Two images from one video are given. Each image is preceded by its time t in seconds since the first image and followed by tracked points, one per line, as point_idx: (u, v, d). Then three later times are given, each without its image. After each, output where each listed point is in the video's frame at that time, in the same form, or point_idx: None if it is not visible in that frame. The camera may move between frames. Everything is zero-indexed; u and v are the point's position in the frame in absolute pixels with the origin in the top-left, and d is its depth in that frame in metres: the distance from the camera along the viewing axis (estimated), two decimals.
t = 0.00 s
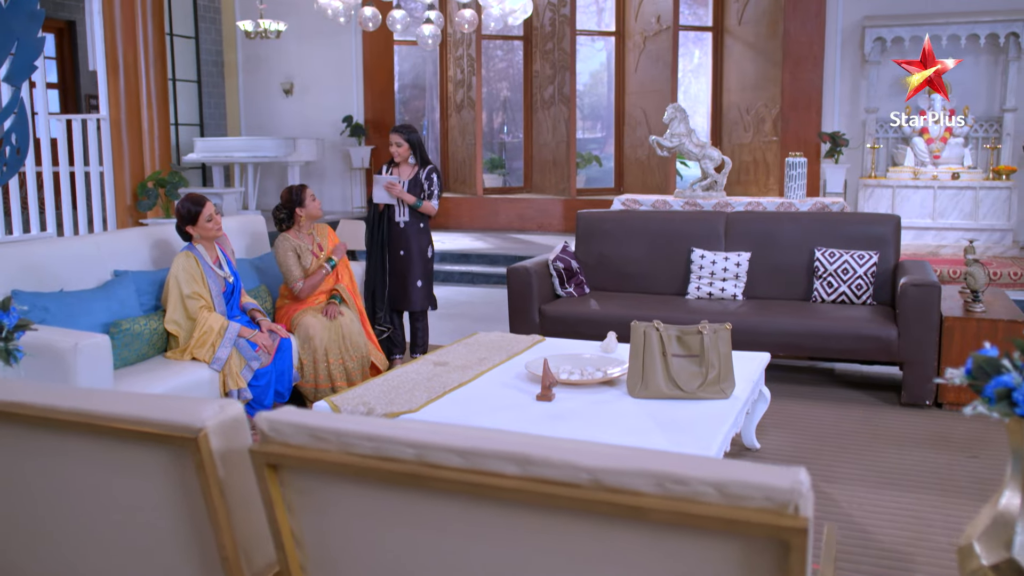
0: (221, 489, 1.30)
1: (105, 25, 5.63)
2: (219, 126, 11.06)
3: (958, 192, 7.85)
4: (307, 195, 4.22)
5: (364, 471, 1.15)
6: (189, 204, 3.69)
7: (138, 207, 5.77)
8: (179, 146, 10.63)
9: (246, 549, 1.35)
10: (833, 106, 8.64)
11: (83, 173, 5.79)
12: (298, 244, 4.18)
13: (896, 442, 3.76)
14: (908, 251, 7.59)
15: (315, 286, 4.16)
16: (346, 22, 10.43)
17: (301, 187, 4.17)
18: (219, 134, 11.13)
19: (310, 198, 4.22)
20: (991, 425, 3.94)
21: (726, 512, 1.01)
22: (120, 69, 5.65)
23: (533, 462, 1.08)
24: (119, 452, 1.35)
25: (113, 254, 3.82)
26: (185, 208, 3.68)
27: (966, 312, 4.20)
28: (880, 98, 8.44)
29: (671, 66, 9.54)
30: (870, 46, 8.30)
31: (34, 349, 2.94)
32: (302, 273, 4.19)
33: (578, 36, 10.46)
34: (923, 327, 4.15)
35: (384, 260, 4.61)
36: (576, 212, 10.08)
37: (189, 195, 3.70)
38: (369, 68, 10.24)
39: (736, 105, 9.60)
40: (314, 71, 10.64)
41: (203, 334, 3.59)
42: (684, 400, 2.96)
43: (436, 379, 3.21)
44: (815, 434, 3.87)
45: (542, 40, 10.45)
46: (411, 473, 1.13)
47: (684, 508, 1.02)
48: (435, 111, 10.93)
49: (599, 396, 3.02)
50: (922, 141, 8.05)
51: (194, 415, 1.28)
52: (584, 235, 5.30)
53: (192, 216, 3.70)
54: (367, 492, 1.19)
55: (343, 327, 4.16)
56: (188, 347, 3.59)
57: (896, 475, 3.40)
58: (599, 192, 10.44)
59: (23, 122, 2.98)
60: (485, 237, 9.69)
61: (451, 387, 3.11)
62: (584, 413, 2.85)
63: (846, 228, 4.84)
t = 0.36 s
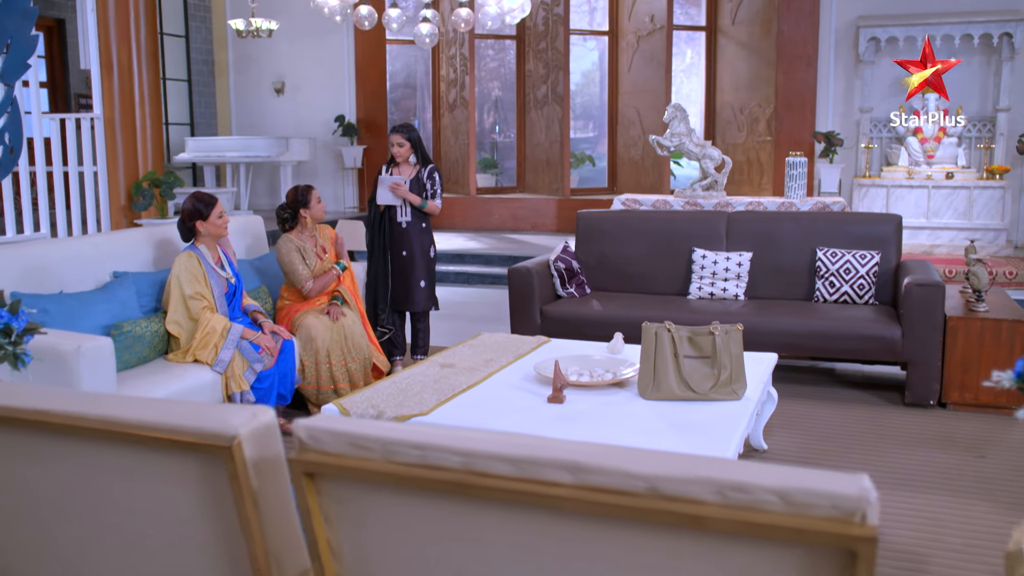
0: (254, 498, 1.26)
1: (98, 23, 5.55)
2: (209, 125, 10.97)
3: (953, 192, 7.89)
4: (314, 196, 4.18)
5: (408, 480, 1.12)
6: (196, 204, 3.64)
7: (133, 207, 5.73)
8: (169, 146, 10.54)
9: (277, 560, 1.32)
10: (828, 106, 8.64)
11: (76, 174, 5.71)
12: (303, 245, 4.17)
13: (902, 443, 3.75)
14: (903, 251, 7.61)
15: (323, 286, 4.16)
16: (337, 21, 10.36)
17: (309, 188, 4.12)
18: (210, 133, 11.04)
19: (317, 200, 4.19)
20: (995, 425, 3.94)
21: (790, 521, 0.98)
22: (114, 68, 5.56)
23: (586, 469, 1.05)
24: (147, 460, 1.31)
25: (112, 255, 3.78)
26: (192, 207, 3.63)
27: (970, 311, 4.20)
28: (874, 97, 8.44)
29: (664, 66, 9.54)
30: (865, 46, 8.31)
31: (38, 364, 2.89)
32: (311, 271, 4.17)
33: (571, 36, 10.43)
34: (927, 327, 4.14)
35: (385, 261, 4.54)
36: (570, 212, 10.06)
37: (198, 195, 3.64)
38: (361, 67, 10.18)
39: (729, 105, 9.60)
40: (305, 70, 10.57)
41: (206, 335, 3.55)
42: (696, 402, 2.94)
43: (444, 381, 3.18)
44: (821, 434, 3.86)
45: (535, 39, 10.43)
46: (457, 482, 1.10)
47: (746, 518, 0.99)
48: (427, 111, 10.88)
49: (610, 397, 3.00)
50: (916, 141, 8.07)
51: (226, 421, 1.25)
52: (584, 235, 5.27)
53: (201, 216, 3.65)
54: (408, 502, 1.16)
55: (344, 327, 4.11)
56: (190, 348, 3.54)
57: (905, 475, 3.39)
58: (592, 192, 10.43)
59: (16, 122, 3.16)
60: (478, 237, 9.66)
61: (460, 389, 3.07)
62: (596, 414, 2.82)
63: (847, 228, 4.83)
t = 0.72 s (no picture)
0: (291, 506, 1.22)
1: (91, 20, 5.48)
2: (199, 125, 10.89)
3: (946, 191, 7.94)
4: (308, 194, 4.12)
5: (458, 489, 1.09)
6: (203, 202, 3.59)
7: (128, 207, 5.61)
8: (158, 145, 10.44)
9: (313, 567, 1.28)
10: (821, 106, 8.65)
11: (69, 174, 5.64)
12: (293, 247, 4.07)
13: (909, 442, 3.74)
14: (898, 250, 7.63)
15: (299, 298, 4.08)
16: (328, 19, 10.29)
17: (304, 188, 4.07)
18: (200, 133, 10.95)
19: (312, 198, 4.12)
20: (999, 425, 3.94)
21: (859, 530, 0.96)
22: (107, 67, 5.50)
23: (646, 477, 1.03)
24: (177, 470, 1.27)
25: (112, 256, 3.74)
26: (199, 206, 3.58)
27: (973, 311, 4.21)
28: (867, 96, 8.46)
29: (658, 65, 9.54)
30: (858, 46, 8.33)
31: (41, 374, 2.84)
32: (291, 278, 4.12)
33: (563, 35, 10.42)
34: (931, 326, 4.14)
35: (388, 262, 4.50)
36: (563, 212, 10.03)
37: (207, 194, 3.60)
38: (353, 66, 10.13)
39: (722, 104, 9.60)
40: (296, 69, 10.50)
41: (208, 337, 3.51)
42: (709, 403, 2.92)
43: (452, 383, 3.14)
44: (827, 434, 3.85)
45: (527, 39, 10.40)
46: (510, 490, 1.07)
47: (812, 526, 0.97)
48: (419, 110, 10.83)
49: (621, 399, 2.97)
50: (910, 141, 8.12)
51: (262, 429, 1.20)
52: (584, 235, 5.25)
53: (207, 215, 3.61)
54: (456, 511, 1.12)
55: (346, 329, 4.07)
56: (192, 350, 3.50)
57: (915, 475, 3.38)
58: (585, 192, 10.42)
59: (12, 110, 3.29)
60: (472, 237, 9.62)
61: (469, 391, 3.04)
62: (609, 416, 2.80)
63: (848, 227, 4.83)
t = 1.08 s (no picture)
0: (334, 516, 1.19)
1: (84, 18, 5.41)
2: (189, 124, 10.81)
3: (940, 191, 7.98)
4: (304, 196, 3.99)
5: (515, 499, 1.06)
6: (212, 203, 3.56)
7: (122, 207, 5.56)
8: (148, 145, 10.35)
9: None
10: (814, 106, 8.66)
11: (61, 173, 5.56)
12: (279, 250, 4.00)
13: (916, 443, 3.74)
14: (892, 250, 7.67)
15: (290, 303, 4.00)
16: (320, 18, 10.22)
17: (298, 191, 3.94)
18: (190, 132, 10.86)
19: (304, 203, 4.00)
20: (1004, 424, 3.95)
21: (934, 538, 0.93)
22: (101, 65, 5.43)
23: (710, 485, 1.00)
24: (215, 479, 1.23)
25: (111, 258, 3.72)
26: (209, 206, 3.55)
27: (976, 310, 4.21)
28: (861, 96, 8.49)
29: (651, 65, 9.55)
30: (852, 46, 8.35)
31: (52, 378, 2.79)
32: (282, 281, 4.05)
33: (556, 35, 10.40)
34: (935, 327, 4.14)
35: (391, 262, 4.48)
36: (557, 211, 10.01)
37: (217, 195, 3.58)
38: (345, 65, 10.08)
39: (716, 104, 9.60)
40: (287, 68, 10.42)
41: (212, 339, 3.46)
42: (722, 404, 2.90)
43: (461, 385, 3.11)
44: (834, 435, 3.84)
45: (520, 38, 10.38)
46: (570, 500, 1.04)
47: (886, 534, 0.94)
48: (411, 110, 10.78)
49: (634, 401, 2.95)
50: (904, 141, 8.12)
51: (304, 438, 1.17)
52: (584, 235, 5.22)
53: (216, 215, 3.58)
54: (510, 520, 1.09)
55: (346, 331, 3.98)
56: (195, 352, 3.45)
57: (924, 475, 3.38)
58: (578, 191, 10.41)
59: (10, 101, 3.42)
60: (466, 237, 9.59)
61: (479, 393, 3.01)
62: (624, 419, 2.78)
63: (850, 227, 4.82)
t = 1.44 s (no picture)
0: (379, 525, 1.16)
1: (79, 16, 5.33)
2: (179, 124, 10.71)
3: (934, 191, 8.01)
4: (297, 199, 3.94)
5: (573, 508, 1.04)
6: (216, 204, 3.50)
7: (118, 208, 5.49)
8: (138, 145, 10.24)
9: None
10: (808, 106, 8.68)
11: (55, 174, 5.48)
12: (274, 252, 3.96)
13: (923, 443, 3.73)
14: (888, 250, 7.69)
15: (288, 305, 3.94)
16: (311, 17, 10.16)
17: (289, 194, 3.88)
18: (180, 132, 10.77)
19: (298, 206, 3.94)
20: (1008, 425, 3.95)
21: (1012, 546, 0.91)
22: (96, 64, 5.36)
23: (776, 493, 0.98)
24: (255, 488, 1.20)
25: (111, 259, 3.67)
26: (213, 208, 3.50)
27: (979, 310, 4.22)
28: (854, 97, 8.51)
29: (645, 65, 9.54)
30: (846, 46, 8.37)
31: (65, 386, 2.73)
32: (278, 283, 3.99)
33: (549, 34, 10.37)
34: (939, 327, 4.13)
35: (396, 264, 4.42)
36: (551, 211, 10.00)
37: (222, 197, 3.51)
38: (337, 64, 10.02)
39: (709, 104, 9.61)
40: (278, 68, 10.35)
41: (216, 341, 3.41)
42: (735, 406, 2.88)
43: (471, 387, 3.09)
44: (841, 435, 3.83)
45: (513, 38, 10.36)
46: (631, 508, 1.01)
47: (960, 542, 0.92)
48: (403, 110, 10.73)
49: (646, 403, 2.92)
50: (898, 141, 8.15)
51: (347, 445, 1.14)
52: (585, 236, 5.20)
53: (218, 216, 3.52)
54: (565, 529, 1.07)
55: (347, 330, 3.92)
56: (199, 355, 3.40)
57: (933, 475, 3.37)
58: (572, 191, 10.40)
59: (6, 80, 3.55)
60: (460, 237, 9.61)
61: (490, 395, 2.98)
62: (638, 421, 2.75)
63: (851, 227, 4.82)
